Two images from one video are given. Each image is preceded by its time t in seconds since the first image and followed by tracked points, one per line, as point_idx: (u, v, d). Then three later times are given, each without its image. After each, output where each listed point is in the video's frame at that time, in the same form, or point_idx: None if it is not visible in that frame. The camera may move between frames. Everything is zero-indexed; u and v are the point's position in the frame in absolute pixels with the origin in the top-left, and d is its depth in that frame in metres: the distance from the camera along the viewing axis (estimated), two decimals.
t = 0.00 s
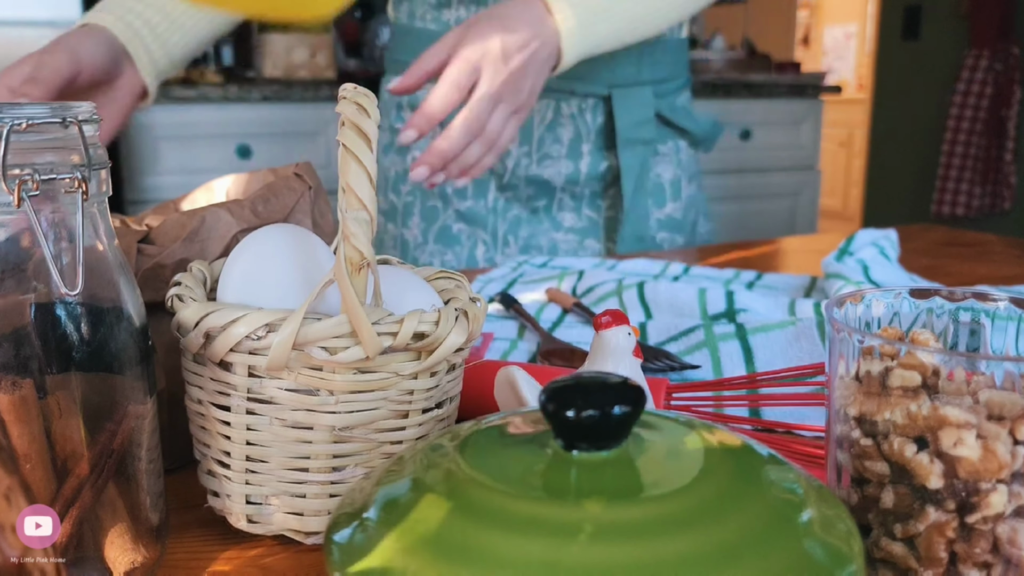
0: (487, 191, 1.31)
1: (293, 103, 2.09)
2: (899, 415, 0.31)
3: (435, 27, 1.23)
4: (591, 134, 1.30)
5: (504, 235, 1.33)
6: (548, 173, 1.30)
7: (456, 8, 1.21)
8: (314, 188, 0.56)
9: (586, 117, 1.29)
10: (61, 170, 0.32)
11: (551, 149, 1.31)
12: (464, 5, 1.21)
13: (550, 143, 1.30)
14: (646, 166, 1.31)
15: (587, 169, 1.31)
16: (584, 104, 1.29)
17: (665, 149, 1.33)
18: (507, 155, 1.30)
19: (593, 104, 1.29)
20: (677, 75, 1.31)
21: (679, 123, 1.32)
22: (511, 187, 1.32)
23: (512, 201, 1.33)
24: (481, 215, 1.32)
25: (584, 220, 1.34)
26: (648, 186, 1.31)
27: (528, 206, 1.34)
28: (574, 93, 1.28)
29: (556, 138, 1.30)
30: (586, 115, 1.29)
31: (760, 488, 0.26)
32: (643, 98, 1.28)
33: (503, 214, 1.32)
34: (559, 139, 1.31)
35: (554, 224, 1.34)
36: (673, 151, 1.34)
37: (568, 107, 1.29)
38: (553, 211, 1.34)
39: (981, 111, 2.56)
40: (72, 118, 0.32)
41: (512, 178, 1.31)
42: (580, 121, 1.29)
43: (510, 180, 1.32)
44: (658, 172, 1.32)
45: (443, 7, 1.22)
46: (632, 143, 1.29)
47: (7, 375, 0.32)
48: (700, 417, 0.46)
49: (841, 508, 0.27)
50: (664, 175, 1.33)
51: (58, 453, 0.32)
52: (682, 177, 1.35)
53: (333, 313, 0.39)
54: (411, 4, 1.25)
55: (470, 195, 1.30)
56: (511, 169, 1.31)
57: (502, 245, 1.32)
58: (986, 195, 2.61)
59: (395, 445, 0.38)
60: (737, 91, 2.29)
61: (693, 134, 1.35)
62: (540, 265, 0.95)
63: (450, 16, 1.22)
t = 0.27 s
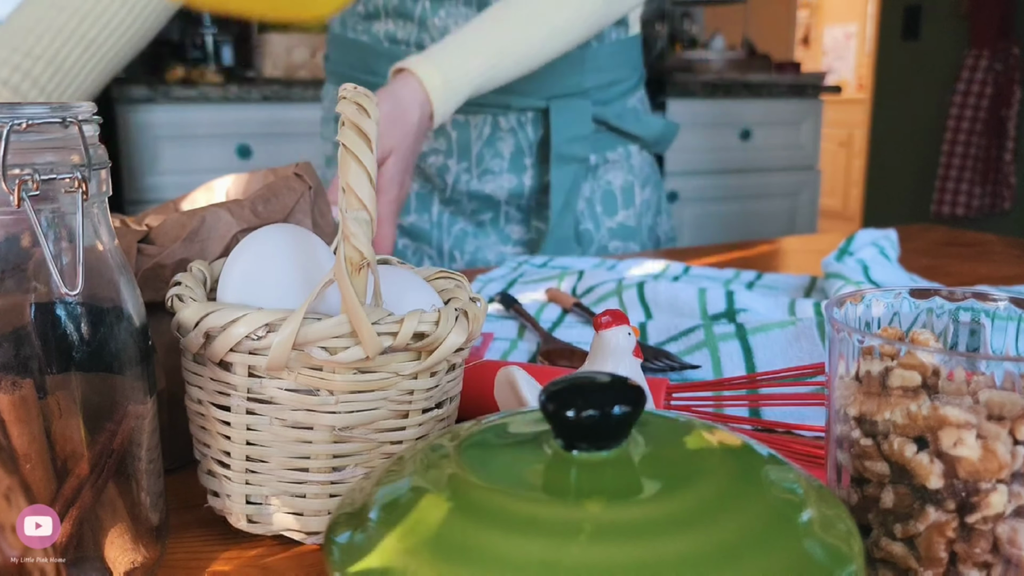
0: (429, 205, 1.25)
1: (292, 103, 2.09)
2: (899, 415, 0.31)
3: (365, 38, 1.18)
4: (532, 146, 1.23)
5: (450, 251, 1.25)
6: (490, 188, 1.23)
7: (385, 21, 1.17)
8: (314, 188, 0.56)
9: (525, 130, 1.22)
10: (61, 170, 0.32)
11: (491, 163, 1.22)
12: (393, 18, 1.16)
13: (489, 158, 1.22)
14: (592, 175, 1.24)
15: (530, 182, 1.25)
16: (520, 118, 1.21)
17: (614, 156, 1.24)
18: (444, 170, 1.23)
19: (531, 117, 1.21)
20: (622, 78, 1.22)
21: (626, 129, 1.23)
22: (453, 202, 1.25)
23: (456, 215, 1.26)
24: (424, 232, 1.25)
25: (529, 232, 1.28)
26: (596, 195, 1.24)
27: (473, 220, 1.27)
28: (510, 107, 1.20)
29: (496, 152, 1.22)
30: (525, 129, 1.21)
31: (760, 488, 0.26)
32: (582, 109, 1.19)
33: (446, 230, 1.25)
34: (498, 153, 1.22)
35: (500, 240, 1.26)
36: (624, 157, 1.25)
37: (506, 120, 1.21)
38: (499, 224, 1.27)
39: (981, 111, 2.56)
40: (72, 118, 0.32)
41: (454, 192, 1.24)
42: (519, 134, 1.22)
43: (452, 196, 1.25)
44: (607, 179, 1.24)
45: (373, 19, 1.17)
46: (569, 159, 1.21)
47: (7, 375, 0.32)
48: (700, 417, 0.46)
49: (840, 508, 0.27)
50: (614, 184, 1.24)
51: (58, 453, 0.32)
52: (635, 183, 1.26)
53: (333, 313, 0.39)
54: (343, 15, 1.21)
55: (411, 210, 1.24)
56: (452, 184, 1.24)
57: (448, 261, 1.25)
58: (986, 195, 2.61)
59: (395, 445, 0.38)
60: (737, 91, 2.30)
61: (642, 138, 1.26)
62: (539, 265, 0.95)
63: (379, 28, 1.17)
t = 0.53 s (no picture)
0: (399, 213, 1.25)
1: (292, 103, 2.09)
2: (899, 415, 0.31)
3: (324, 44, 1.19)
4: (500, 151, 1.23)
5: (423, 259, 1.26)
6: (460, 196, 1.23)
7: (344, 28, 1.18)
8: (314, 188, 0.56)
9: (493, 136, 1.22)
10: (61, 170, 0.32)
11: (460, 169, 1.23)
12: (352, 25, 1.17)
13: (459, 163, 1.23)
14: (564, 174, 1.25)
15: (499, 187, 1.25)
16: (488, 123, 1.21)
17: (586, 155, 1.25)
18: (412, 177, 1.24)
19: (500, 122, 1.21)
20: (592, 76, 1.22)
21: (598, 128, 1.23)
22: (424, 209, 1.26)
23: (427, 221, 1.26)
24: (396, 240, 1.25)
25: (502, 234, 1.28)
26: (569, 194, 1.25)
27: (445, 226, 1.27)
28: (477, 113, 1.20)
29: (466, 158, 1.22)
30: (493, 133, 1.21)
31: (760, 488, 0.26)
32: (551, 113, 1.19)
33: (418, 237, 1.26)
34: (467, 159, 1.23)
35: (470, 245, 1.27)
36: (596, 155, 1.27)
37: (474, 126, 1.21)
38: (471, 228, 1.27)
39: (981, 111, 2.56)
40: (72, 119, 0.32)
41: (423, 200, 1.25)
42: (488, 140, 1.22)
43: (422, 203, 1.25)
44: (580, 178, 1.25)
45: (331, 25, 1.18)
46: (539, 162, 1.21)
47: (7, 374, 0.32)
48: (701, 416, 0.46)
49: (840, 508, 0.27)
50: (587, 182, 1.26)
51: (58, 453, 0.32)
52: (608, 180, 1.28)
53: (333, 313, 0.39)
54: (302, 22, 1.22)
55: (382, 219, 1.25)
56: (421, 192, 1.24)
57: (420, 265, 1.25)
58: (986, 195, 2.61)
59: (395, 445, 0.38)
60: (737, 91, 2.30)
61: (613, 135, 1.26)
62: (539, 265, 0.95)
63: (338, 34, 1.18)
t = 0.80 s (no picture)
0: (387, 215, 1.25)
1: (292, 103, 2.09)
2: (899, 415, 0.31)
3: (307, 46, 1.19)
4: (487, 152, 1.23)
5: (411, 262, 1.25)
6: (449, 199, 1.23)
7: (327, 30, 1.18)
8: (314, 188, 0.56)
9: (480, 137, 1.21)
10: (61, 170, 0.32)
11: (446, 172, 1.23)
12: (335, 27, 1.17)
13: (445, 165, 1.22)
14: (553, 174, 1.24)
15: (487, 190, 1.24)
16: (474, 124, 1.21)
17: (575, 155, 1.26)
18: (399, 181, 1.24)
19: (486, 122, 1.21)
20: (578, 76, 1.22)
21: (585, 127, 1.24)
22: (411, 211, 1.26)
23: (415, 224, 1.26)
24: (383, 243, 1.25)
25: (490, 236, 1.27)
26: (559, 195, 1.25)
27: (433, 228, 1.27)
28: (462, 115, 1.19)
29: (451, 160, 1.22)
30: (480, 134, 1.21)
31: (760, 488, 0.26)
32: (537, 113, 1.19)
33: (406, 239, 1.26)
34: (454, 161, 1.22)
35: (458, 249, 1.26)
36: (585, 155, 1.27)
37: (460, 128, 1.21)
38: (459, 230, 1.27)
39: (981, 111, 2.56)
40: (72, 118, 0.32)
41: (411, 202, 1.25)
42: (474, 141, 1.21)
43: (409, 205, 1.25)
44: (569, 178, 1.25)
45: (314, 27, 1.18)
46: (529, 163, 1.20)
47: (7, 374, 0.32)
48: (701, 416, 0.46)
49: (840, 508, 0.27)
50: (576, 182, 1.26)
51: (58, 453, 0.32)
52: (597, 180, 1.28)
53: (333, 313, 0.39)
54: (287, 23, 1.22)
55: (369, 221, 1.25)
56: (407, 194, 1.25)
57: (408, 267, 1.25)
58: (986, 195, 2.61)
59: (395, 445, 0.38)
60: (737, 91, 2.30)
61: (602, 134, 1.26)
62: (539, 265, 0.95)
63: (321, 36, 1.18)
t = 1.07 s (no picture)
0: (391, 214, 1.27)
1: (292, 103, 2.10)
2: (899, 415, 0.31)
3: (312, 46, 1.19)
4: (491, 152, 1.23)
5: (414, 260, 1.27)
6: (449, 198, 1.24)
7: (332, 29, 1.18)
8: (314, 188, 0.56)
9: (483, 137, 1.22)
10: (61, 170, 0.32)
11: (450, 171, 1.24)
12: (338, 26, 1.17)
13: (449, 165, 1.23)
14: (556, 176, 1.25)
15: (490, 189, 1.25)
16: (478, 125, 1.21)
17: (579, 156, 1.25)
18: (403, 179, 1.25)
19: (490, 123, 1.21)
20: (584, 77, 1.22)
21: (590, 128, 1.23)
22: (415, 210, 1.27)
23: (419, 223, 1.28)
24: (387, 242, 1.27)
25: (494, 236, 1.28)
26: (562, 195, 1.25)
27: (436, 228, 1.28)
28: (466, 115, 1.20)
29: (456, 160, 1.23)
30: (483, 135, 1.21)
31: (760, 488, 0.26)
32: (540, 114, 1.19)
33: (409, 238, 1.27)
34: (457, 161, 1.23)
35: (460, 248, 1.28)
36: (590, 156, 1.26)
37: (464, 127, 1.21)
38: (463, 230, 1.28)
39: (981, 111, 2.56)
40: (72, 119, 0.32)
41: (414, 201, 1.26)
42: (477, 141, 1.22)
43: (413, 205, 1.26)
44: (573, 179, 1.25)
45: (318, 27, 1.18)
46: (528, 165, 1.20)
47: (7, 374, 0.32)
48: (700, 416, 0.46)
49: (840, 508, 0.27)
50: (580, 182, 1.26)
51: (58, 453, 0.32)
52: (602, 181, 1.27)
53: (333, 313, 0.39)
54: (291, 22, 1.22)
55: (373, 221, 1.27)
56: (411, 193, 1.25)
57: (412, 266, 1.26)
58: (986, 195, 2.61)
59: (395, 445, 0.38)
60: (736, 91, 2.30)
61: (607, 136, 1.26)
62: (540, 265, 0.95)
63: (326, 35, 1.18)
